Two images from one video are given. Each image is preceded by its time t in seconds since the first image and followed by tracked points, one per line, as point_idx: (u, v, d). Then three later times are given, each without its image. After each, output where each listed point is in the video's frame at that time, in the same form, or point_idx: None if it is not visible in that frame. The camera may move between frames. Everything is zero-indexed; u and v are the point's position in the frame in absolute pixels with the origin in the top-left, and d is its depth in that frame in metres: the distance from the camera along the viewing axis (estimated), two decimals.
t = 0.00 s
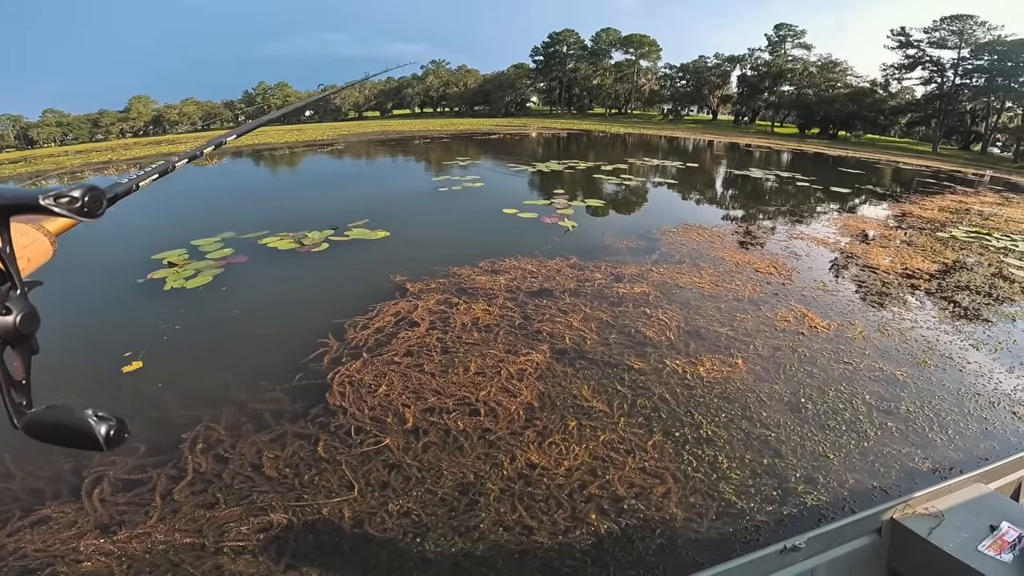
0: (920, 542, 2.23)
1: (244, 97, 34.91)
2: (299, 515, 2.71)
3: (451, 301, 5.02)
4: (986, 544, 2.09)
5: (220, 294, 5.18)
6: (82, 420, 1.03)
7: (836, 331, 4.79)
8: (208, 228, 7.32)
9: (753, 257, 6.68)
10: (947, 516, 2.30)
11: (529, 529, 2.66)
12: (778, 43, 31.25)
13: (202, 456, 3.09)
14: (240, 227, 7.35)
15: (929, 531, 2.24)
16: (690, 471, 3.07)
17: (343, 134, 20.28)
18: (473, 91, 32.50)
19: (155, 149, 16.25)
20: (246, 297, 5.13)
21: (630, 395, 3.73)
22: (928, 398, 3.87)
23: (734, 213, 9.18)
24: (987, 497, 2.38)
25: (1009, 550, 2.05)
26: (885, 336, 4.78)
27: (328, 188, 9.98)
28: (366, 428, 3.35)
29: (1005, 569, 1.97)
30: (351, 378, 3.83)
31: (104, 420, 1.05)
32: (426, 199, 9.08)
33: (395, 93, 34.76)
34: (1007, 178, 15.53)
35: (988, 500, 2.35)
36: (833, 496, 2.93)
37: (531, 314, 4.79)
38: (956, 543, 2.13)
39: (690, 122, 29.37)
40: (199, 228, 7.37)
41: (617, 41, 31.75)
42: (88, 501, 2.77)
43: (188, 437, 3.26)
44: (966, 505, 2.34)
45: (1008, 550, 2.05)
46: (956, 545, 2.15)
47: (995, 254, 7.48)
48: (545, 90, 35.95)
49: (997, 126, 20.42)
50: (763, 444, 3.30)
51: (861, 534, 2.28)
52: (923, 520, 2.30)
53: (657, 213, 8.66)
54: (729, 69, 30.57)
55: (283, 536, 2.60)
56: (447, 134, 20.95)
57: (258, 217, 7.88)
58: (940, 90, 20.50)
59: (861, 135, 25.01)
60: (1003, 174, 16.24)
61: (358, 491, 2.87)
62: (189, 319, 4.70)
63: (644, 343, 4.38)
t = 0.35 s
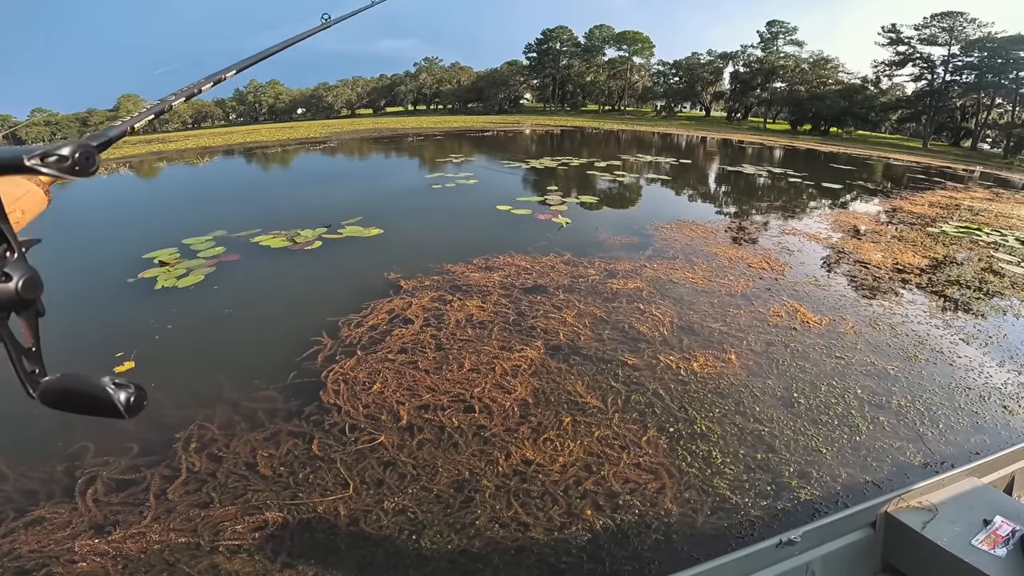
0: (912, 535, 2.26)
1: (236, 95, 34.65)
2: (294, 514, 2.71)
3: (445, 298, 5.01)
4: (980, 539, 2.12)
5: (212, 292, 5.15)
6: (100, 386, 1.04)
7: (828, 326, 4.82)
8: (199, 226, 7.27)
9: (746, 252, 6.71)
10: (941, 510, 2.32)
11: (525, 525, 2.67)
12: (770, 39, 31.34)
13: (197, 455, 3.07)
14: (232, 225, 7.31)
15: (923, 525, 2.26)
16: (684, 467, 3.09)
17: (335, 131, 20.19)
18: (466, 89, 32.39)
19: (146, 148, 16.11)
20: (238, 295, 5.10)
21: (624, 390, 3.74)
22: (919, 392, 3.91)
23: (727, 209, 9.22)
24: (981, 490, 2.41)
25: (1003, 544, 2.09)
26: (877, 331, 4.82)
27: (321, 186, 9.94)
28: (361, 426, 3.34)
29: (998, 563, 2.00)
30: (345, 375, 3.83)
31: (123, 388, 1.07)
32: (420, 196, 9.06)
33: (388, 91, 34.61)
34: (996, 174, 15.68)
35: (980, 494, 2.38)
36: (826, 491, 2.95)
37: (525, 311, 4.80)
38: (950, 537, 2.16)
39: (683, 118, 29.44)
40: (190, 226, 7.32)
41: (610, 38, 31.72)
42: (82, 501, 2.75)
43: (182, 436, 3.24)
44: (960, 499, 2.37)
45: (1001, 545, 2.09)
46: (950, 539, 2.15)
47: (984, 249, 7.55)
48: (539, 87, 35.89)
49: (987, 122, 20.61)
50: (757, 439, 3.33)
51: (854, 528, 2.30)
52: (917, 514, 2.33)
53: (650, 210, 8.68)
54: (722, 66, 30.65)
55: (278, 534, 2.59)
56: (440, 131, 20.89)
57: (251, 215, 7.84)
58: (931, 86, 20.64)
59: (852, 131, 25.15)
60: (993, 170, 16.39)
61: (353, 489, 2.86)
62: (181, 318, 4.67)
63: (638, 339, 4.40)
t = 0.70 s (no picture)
0: (905, 532, 2.27)
1: (230, 95, 34.47)
2: (289, 512, 2.70)
3: (440, 295, 5.01)
4: (972, 536, 2.13)
5: (205, 291, 5.13)
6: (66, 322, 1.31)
7: (822, 322, 4.84)
8: (192, 225, 7.22)
9: (741, 249, 6.73)
10: (933, 507, 2.33)
11: (520, 522, 2.67)
12: (766, 37, 31.39)
13: (191, 454, 3.06)
14: (226, 224, 7.27)
15: (915, 522, 2.27)
16: (679, 463, 3.10)
17: (330, 130, 20.12)
18: (462, 87, 32.31)
19: (138, 147, 15.97)
20: (233, 294, 5.08)
21: (619, 387, 3.75)
22: (912, 388, 3.94)
23: (722, 206, 9.24)
24: (973, 486, 2.44)
25: (995, 541, 2.10)
26: (870, 327, 4.84)
27: (316, 184, 9.91)
28: (356, 424, 3.34)
29: (990, 560, 2.01)
30: (340, 373, 3.82)
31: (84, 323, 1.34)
32: (414, 194, 9.05)
33: (383, 89, 34.53)
34: (989, 171, 15.77)
35: (972, 491, 2.39)
36: (819, 486, 2.97)
37: (520, 308, 4.80)
38: (943, 534, 2.17)
39: (679, 116, 29.45)
40: (183, 225, 7.27)
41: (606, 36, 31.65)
42: (76, 501, 2.73)
43: (175, 435, 3.23)
44: (952, 496, 2.38)
45: (994, 541, 2.09)
46: (942, 536, 2.17)
47: (978, 246, 7.60)
48: (535, 86, 35.89)
49: (981, 120, 20.71)
50: (751, 435, 3.34)
51: (847, 525, 2.31)
52: (909, 511, 2.34)
53: (646, 207, 8.70)
54: (717, 64, 30.67)
55: (274, 532, 2.59)
56: (436, 129, 20.86)
57: (244, 213, 7.81)
58: (925, 85, 20.73)
59: (848, 129, 25.23)
60: (986, 167, 16.48)
61: (348, 487, 2.85)
62: (174, 317, 4.64)
63: (633, 336, 4.40)
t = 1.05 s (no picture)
0: (905, 531, 2.27)
1: (229, 94, 34.42)
2: (288, 511, 2.70)
3: (439, 294, 5.01)
4: (972, 534, 2.13)
5: (204, 290, 5.12)
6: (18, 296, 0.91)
7: (821, 321, 4.85)
8: (190, 225, 7.20)
9: (740, 248, 6.74)
10: (933, 505, 2.34)
11: (520, 521, 2.67)
12: (765, 36, 31.40)
13: (190, 454, 3.05)
14: (225, 224, 7.26)
15: (915, 521, 2.28)
16: (679, 462, 3.10)
17: (329, 129, 20.09)
18: (461, 86, 32.27)
19: (136, 147, 15.92)
20: (231, 294, 5.07)
21: (619, 386, 3.75)
22: (911, 387, 3.94)
23: (721, 205, 9.25)
24: (972, 485, 2.45)
25: (995, 539, 2.10)
26: (869, 326, 4.85)
27: (315, 184, 9.89)
28: (355, 423, 3.33)
29: (989, 559, 2.02)
30: (339, 372, 3.82)
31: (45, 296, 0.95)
32: (413, 193, 9.04)
33: (382, 88, 34.50)
34: (987, 170, 15.79)
35: (971, 490, 2.40)
36: (819, 485, 2.97)
37: (519, 307, 4.80)
38: (942, 533, 2.17)
39: (678, 115, 29.46)
40: (182, 225, 7.25)
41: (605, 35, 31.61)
42: (75, 501, 2.73)
43: (175, 435, 3.22)
44: (952, 495, 2.39)
45: (993, 540, 2.10)
46: (942, 534, 2.17)
47: (976, 244, 7.61)
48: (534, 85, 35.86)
49: (979, 119, 20.73)
50: (750, 434, 3.34)
51: (846, 524, 2.31)
52: (909, 509, 2.35)
53: (645, 206, 8.70)
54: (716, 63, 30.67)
55: (273, 532, 2.59)
56: (434, 129, 20.84)
57: (243, 213, 7.79)
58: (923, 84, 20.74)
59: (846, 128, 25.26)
60: (984, 166, 16.50)
61: (348, 486, 2.85)
62: (172, 317, 4.63)
63: (632, 335, 4.40)
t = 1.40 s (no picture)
0: (904, 530, 2.28)
1: (227, 95, 34.35)
2: (289, 511, 2.70)
3: (439, 294, 5.01)
4: (970, 533, 2.14)
5: (203, 291, 5.11)
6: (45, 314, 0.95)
7: (820, 320, 4.86)
8: (189, 225, 7.18)
9: (738, 247, 6.75)
10: (932, 504, 2.35)
11: (520, 520, 2.67)
12: (763, 35, 31.42)
13: (190, 454, 3.05)
14: (223, 224, 7.25)
15: (914, 519, 2.29)
16: (679, 461, 3.11)
17: (328, 129, 20.07)
18: (459, 85, 32.24)
19: (134, 147, 15.87)
20: (230, 294, 5.06)
21: (618, 385, 3.76)
22: (910, 385, 3.95)
23: (719, 204, 9.26)
24: (971, 483, 2.45)
25: (995, 537, 2.11)
26: (868, 324, 4.86)
27: (314, 183, 9.88)
28: (355, 423, 3.33)
29: (989, 557, 2.03)
30: (339, 372, 3.82)
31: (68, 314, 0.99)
32: (412, 193, 9.04)
33: (380, 88, 34.45)
34: (985, 169, 15.82)
35: (970, 488, 2.41)
36: (818, 484, 2.98)
37: (519, 306, 4.80)
38: (942, 532, 2.18)
39: (677, 114, 29.48)
40: (180, 225, 7.24)
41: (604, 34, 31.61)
42: (75, 501, 2.72)
43: (174, 435, 3.22)
44: (952, 494, 2.40)
45: (992, 538, 2.11)
46: (941, 533, 2.18)
47: (975, 243, 7.62)
48: (532, 84, 35.81)
49: (977, 118, 20.76)
50: (750, 433, 3.35)
51: (846, 523, 2.32)
52: (909, 508, 2.35)
53: (644, 205, 8.70)
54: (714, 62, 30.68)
55: (274, 532, 2.59)
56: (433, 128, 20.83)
57: (242, 213, 7.78)
58: (921, 83, 20.77)
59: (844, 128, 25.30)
60: (982, 165, 16.53)
61: (348, 486, 2.85)
62: (171, 318, 4.61)
63: (631, 334, 4.41)
